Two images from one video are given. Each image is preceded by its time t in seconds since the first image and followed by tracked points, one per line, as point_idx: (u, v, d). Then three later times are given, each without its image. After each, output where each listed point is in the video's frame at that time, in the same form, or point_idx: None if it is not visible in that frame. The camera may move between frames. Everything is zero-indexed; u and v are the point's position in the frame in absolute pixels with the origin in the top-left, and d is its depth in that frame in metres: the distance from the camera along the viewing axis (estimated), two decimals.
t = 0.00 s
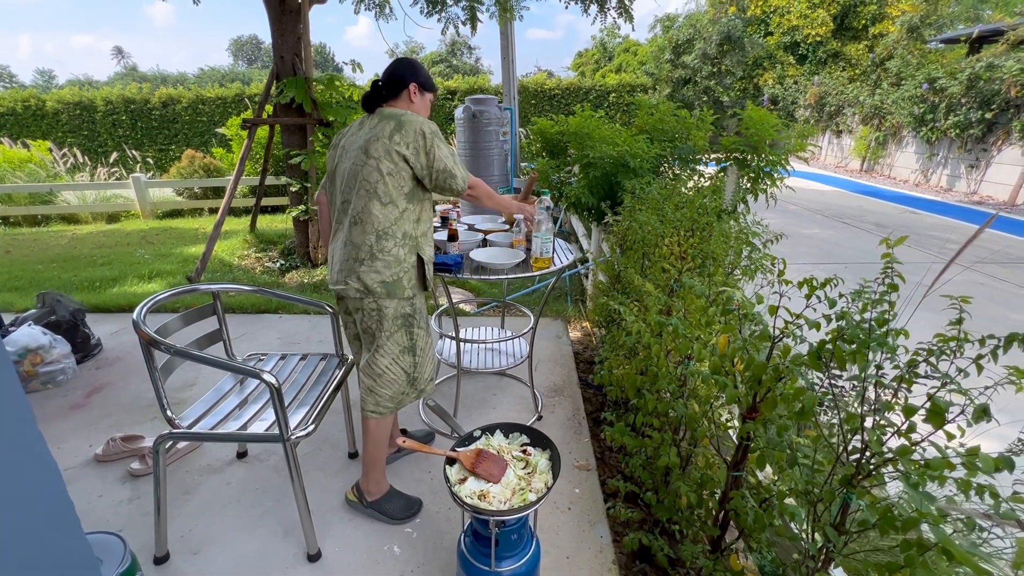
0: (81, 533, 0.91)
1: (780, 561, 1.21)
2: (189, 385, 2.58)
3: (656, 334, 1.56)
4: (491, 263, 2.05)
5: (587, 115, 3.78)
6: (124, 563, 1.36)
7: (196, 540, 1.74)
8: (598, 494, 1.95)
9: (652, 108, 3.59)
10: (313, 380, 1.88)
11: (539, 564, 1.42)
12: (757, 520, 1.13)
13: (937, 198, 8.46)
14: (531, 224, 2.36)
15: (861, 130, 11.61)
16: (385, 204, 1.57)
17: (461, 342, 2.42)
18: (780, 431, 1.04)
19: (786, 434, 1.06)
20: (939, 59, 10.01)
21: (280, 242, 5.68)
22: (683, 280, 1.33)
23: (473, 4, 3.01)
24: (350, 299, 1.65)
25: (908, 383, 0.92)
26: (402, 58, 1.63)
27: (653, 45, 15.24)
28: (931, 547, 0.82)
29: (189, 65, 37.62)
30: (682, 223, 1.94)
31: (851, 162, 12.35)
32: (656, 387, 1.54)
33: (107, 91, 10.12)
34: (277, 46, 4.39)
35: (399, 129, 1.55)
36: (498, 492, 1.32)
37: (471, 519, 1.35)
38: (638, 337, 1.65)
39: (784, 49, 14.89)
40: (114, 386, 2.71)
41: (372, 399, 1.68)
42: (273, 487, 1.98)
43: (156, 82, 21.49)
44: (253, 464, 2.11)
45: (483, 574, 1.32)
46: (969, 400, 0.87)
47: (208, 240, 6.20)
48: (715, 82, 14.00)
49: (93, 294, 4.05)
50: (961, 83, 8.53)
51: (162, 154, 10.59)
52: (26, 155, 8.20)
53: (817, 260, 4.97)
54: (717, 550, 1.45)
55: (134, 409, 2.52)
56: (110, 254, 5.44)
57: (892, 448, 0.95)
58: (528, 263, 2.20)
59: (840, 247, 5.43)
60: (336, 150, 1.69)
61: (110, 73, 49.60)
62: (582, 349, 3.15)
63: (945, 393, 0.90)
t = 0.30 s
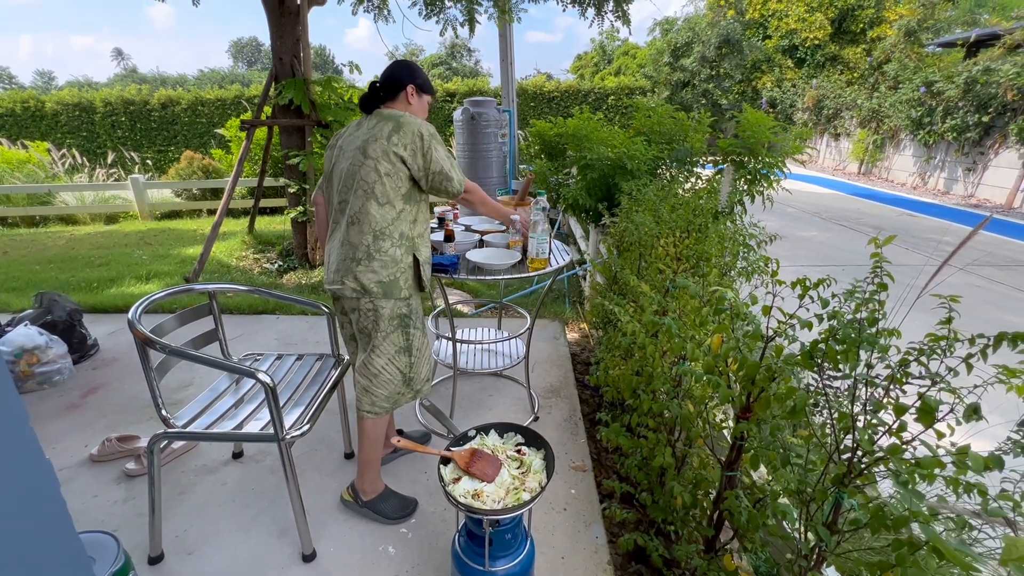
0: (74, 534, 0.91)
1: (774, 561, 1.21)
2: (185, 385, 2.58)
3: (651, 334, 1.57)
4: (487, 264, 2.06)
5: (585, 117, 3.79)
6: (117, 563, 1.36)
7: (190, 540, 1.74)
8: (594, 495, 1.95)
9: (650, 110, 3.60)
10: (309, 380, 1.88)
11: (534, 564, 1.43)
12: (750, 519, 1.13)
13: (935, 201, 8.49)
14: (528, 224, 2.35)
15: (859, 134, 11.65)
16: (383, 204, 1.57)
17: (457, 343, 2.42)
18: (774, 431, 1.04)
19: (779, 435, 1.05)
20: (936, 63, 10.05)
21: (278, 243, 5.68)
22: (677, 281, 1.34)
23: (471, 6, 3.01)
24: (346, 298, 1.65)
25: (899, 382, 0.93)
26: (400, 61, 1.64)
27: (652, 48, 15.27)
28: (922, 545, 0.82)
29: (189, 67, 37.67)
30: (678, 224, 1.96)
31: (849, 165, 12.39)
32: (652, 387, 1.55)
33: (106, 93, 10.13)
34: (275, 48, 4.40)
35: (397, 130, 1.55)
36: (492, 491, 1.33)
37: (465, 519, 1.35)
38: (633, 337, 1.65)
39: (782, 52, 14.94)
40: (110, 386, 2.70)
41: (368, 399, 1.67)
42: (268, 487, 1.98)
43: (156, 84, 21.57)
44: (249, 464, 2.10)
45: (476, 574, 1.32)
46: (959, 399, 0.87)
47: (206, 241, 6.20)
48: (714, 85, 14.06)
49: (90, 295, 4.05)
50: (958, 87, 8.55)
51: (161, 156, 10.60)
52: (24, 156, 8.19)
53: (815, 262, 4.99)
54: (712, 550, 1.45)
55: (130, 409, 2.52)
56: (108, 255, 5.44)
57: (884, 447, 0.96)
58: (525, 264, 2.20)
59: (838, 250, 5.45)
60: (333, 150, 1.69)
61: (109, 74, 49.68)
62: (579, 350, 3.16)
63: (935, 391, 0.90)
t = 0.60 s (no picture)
0: (63, 537, 0.89)
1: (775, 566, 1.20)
2: (182, 387, 2.56)
3: (651, 336, 1.56)
4: (485, 266, 2.05)
5: (585, 118, 3.78)
6: (110, 567, 1.35)
7: (186, 543, 1.72)
8: (593, 498, 1.94)
9: (649, 112, 3.59)
10: (306, 382, 1.87)
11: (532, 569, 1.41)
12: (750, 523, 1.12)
13: (934, 203, 8.50)
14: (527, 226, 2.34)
15: (858, 136, 11.67)
16: (373, 206, 1.55)
17: (456, 345, 2.41)
18: (775, 435, 1.03)
19: (780, 438, 1.04)
20: (935, 66, 10.06)
21: (277, 244, 5.66)
22: (677, 282, 1.33)
23: (470, 7, 3.00)
24: (338, 301, 1.64)
25: (901, 386, 0.92)
26: (400, 58, 1.63)
27: (651, 51, 15.27)
28: (925, 551, 0.81)
29: (189, 69, 37.67)
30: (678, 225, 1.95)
31: (847, 167, 12.41)
32: (651, 390, 1.54)
33: (106, 94, 10.12)
34: (275, 49, 4.39)
35: (387, 131, 1.53)
36: (490, 495, 1.31)
37: (463, 523, 1.34)
38: (632, 339, 1.64)
39: (781, 55, 14.97)
40: (106, 388, 2.68)
41: (360, 403, 1.66)
42: (265, 491, 1.96)
43: (157, 85, 21.63)
44: (245, 467, 2.09)
45: None
46: (963, 403, 0.86)
47: (204, 242, 6.19)
48: (713, 87, 14.09)
49: (87, 296, 4.03)
50: (957, 89, 8.54)
51: (160, 157, 10.59)
52: (23, 157, 8.18)
53: (814, 264, 4.98)
54: (711, 555, 1.43)
55: (126, 411, 2.50)
56: (106, 256, 5.42)
57: (886, 451, 0.95)
58: (523, 266, 2.19)
59: (837, 252, 5.44)
60: (327, 152, 1.68)
61: (108, 75, 49.81)
62: (579, 352, 3.14)
63: (938, 395, 0.89)
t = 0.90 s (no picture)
0: (63, 540, 0.88)
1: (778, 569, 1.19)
2: (182, 389, 2.56)
3: (653, 338, 1.56)
4: (487, 267, 2.05)
5: (586, 120, 3.77)
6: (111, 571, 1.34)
7: (186, 546, 1.71)
8: (595, 501, 1.93)
9: (650, 113, 3.59)
10: (307, 384, 1.86)
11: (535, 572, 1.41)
12: (755, 527, 1.11)
13: (934, 205, 8.50)
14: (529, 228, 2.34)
15: (857, 137, 11.68)
16: (365, 210, 1.55)
17: (457, 347, 2.40)
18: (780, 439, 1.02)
19: (784, 441, 1.03)
20: (935, 67, 10.07)
21: (277, 246, 5.65)
22: (681, 283, 1.32)
23: (470, 9, 3.00)
24: (335, 306, 1.65)
25: (907, 389, 0.91)
26: (402, 58, 1.63)
27: (651, 53, 15.26)
28: (933, 555, 0.80)
29: (189, 70, 37.67)
30: (680, 227, 1.96)
31: (847, 169, 12.42)
32: (653, 392, 1.53)
33: (105, 95, 10.11)
34: (275, 50, 4.39)
35: (377, 133, 1.51)
36: (493, 498, 1.31)
37: (466, 527, 1.33)
38: (634, 341, 1.63)
39: (781, 56, 14.98)
40: (106, 390, 2.67)
41: (358, 409, 1.66)
42: (266, 493, 1.95)
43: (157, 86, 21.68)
44: (246, 469, 2.08)
45: None
46: (970, 406, 0.85)
47: (204, 243, 6.18)
48: (712, 89, 14.10)
49: (87, 297, 4.02)
50: (957, 91, 8.53)
51: (160, 159, 10.58)
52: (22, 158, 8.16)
53: (815, 265, 4.98)
54: (715, 558, 1.42)
55: (126, 413, 2.49)
56: (105, 257, 5.41)
57: (892, 454, 0.94)
58: (524, 267, 2.19)
59: (838, 253, 5.44)
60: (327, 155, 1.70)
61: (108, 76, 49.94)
62: (580, 354, 3.14)
63: (945, 398, 0.89)
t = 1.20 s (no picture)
0: (64, 541, 0.89)
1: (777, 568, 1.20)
2: (182, 390, 2.56)
3: (653, 338, 1.57)
4: (486, 268, 2.06)
5: (585, 121, 3.78)
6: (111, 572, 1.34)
7: (186, 547, 1.72)
8: (595, 501, 1.93)
9: (649, 114, 3.60)
10: (307, 385, 1.86)
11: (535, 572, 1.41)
12: (753, 526, 1.12)
13: (933, 205, 8.52)
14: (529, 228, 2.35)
15: (857, 138, 11.69)
16: (355, 212, 1.56)
17: (456, 348, 2.40)
18: (778, 438, 1.02)
19: (782, 441, 1.04)
20: (934, 67, 10.08)
21: (277, 247, 5.66)
22: (680, 283, 1.32)
23: (470, 10, 2.99)
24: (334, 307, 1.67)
25: (905, 388, 0.91)
26: (401, 56, 1.62)
27: (650, 53, 15.25)
28: (931, 554, 0.81)
29: (189, 71, 37.65)
30: (679, 227, 1.97)
31: (846, 169, 12.45)
32: (653, 392, 1.54)
33: (105, 96, 10.11)
34: (275, 51, 4.40)
35: (363, 133, 1.50)
36: (493, 498, 1.31)
37: (465, 526, 1.34)
38: (634, 341, 1.64)
39: (780, 57, 15.00)
40: (106, 391, 2.68)
41: (356, 410, 1.66)
42: (265, 494, 1.96)
43: (156, 86, 21.69)
44: (246, 470, 2.09)
45: None
46: (967, 404, 0.85)
47: (204, 245, 6.18)
48: (712, 90, 14.12)
49: (86, 298, 4.03)
50: (956, 91, 8.55)
51: (160, 160, 10.58)
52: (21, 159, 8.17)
53: (814, 266, 4.99)
54: (715, 558, 1.42)
55: (126, 414, 2.49)
56: (105, 259, 5.41)
57: (890, 454, 0.94)
58: (524, 268, 2.20)
59: (837, 254, 5.45)
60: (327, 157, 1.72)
61: (108, 77, 49.95)
62: (579, 354, 3.15)
63: (942, 397, 0.89)
